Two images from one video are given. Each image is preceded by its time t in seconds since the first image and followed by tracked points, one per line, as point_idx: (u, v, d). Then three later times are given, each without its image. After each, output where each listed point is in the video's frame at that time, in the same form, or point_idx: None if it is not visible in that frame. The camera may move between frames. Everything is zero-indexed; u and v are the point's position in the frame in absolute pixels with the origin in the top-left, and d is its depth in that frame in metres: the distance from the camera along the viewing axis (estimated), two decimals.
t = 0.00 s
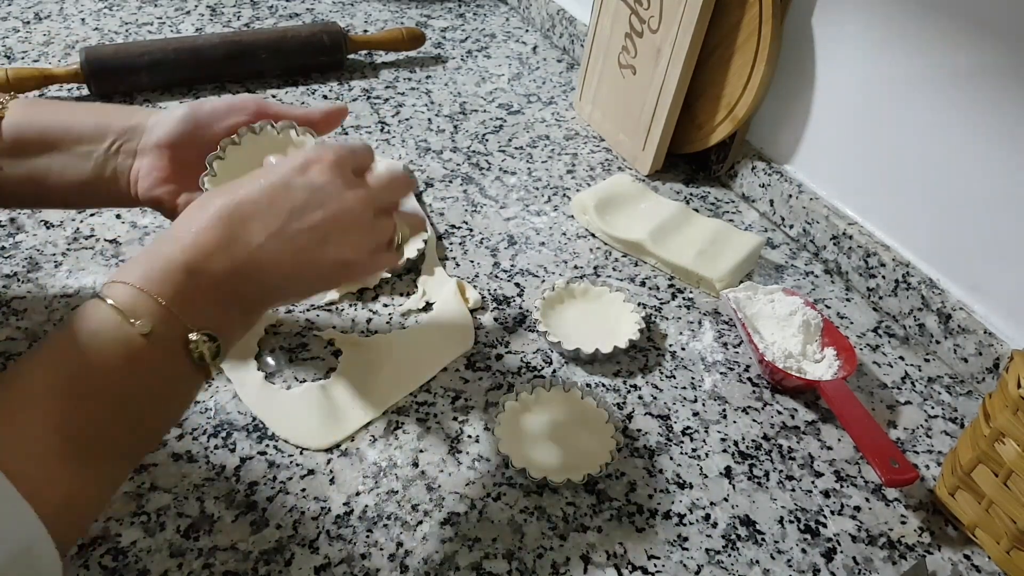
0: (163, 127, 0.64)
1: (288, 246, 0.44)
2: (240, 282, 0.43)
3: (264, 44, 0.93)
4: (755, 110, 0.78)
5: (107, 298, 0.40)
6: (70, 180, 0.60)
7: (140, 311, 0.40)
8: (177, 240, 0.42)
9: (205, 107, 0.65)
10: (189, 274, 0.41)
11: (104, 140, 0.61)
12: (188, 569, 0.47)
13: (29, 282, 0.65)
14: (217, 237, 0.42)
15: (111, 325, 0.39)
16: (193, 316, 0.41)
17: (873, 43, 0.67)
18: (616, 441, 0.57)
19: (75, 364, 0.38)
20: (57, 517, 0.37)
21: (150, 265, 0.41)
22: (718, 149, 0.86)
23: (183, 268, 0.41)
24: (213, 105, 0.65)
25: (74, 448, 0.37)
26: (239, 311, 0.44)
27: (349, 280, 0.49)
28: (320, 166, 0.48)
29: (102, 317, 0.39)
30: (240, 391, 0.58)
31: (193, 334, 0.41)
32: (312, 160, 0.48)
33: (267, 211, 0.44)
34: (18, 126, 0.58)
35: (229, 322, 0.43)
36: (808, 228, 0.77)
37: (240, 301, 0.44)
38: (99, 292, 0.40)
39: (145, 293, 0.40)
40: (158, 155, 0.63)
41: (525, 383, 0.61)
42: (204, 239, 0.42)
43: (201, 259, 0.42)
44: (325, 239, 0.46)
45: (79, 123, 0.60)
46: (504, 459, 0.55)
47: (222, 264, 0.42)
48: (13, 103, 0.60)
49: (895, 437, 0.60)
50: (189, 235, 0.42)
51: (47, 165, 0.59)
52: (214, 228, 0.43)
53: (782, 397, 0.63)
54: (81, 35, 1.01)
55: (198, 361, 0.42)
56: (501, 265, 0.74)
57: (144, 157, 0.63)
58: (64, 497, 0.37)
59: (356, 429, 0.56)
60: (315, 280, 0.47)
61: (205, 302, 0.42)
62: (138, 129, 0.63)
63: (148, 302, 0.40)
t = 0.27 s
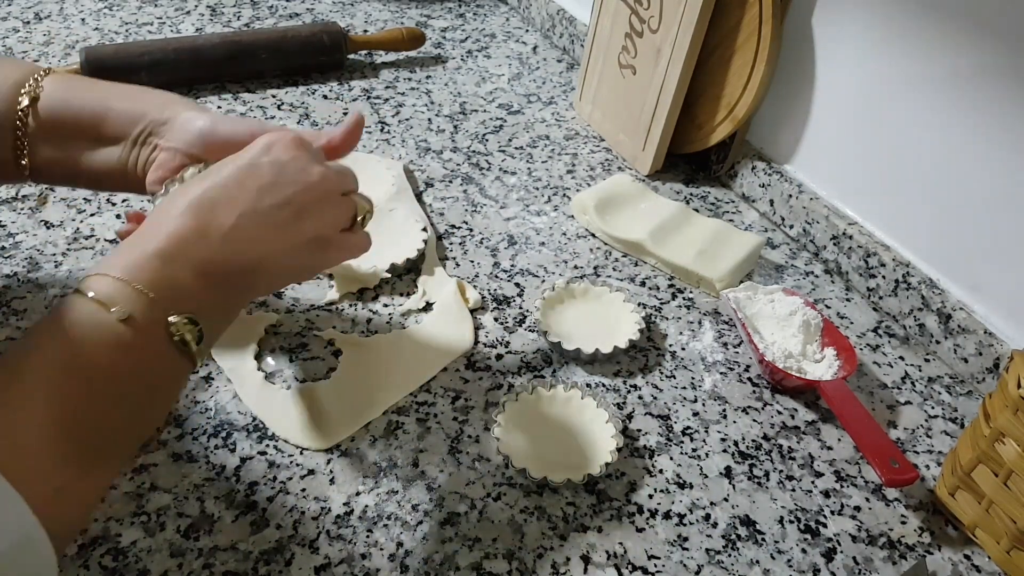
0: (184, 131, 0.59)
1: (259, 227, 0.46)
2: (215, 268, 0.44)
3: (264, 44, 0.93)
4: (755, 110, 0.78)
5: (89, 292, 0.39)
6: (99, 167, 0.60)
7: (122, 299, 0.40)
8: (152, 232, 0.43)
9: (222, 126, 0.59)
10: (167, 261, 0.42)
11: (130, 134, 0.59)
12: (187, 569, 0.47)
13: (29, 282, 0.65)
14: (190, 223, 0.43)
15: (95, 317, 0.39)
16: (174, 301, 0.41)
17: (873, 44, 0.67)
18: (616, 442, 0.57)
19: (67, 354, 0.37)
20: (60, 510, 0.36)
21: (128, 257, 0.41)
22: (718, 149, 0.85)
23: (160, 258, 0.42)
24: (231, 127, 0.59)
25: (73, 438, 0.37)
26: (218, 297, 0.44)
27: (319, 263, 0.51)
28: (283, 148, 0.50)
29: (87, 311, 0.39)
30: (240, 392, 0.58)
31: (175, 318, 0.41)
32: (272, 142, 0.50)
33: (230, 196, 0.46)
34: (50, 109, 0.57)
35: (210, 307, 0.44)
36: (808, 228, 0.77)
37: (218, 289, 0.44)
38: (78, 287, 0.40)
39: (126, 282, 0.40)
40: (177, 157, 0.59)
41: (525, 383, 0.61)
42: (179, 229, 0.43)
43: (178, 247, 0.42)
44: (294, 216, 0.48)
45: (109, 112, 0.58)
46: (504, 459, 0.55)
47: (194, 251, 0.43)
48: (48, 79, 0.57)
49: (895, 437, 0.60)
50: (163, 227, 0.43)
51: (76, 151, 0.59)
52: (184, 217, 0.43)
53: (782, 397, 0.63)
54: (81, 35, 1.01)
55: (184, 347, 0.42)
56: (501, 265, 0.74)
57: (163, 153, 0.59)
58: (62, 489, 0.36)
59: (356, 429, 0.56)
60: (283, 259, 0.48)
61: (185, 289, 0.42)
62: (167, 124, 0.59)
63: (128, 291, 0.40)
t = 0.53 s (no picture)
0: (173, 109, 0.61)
1: (278, 219, 0.46)
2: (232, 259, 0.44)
3: (263, 44, 0.93)
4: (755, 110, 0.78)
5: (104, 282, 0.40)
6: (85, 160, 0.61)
7: (140, 290, 0.40)
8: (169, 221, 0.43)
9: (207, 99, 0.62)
10: (186, 251, 0.42)
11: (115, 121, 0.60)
12: (188, 569, 0.47)
13: (29, 283, 0.65)
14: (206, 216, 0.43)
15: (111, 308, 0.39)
16: (192, 294, 0.42)
17: (873, 44, 0.67)
18: (616, 442, 0.57)
19: (74, 353, 0.37)
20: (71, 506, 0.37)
21: (146, 245, 0.42)
22: (718, 149, 0.85)
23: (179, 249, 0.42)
24: (217, 96, 0.62)
25: (84, 434, 0.37)
26: (238, 290, 0.45)
27: (337, 253, 0.51)
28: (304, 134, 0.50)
29: (102, 300, 0.39)
30: (240, 392, 0.58)
31: (196, 310, 0.42)
32: (297, 128, 0.50)
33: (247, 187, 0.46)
34: (33, 106, 0.57)
35: (230, 300, 0.44)
36: (808, 229, 0.77)
37: (237, 281, 0.45)
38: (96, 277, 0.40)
39: (144, 272, 0.40)
40: (163, 139, 0.61)
41: (525, 383, 0.61)
42: (198, 219, 0.43)
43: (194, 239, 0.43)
44: (313, 207, 0.48)
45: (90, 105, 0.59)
46: (504, 459, 0.56)
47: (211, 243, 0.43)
48: (28, 79, 0.59)
49: (895, 437, 0.60)
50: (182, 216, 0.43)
51: (61, 147, 0.59)
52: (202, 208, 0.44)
53: (782, 397, 0.63)
54: (81, 35, 1.01)
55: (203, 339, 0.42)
56: (501, 265, 0.74)
57: (150, 138, 0.61)
58: (73, 484, 0.37)
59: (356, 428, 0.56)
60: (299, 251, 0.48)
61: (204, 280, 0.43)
62: (149, 110, 0.61)
63: (148, 283, 0.40)
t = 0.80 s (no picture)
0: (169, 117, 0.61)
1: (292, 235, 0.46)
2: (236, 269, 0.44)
3: (263, 44, 0.93)
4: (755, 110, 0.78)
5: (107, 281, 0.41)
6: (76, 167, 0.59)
7: (143, 294, 0.40)
8: (174, 228, 0.43)
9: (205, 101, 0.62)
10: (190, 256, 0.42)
11: (114, 126, 0.60)
12: (187, 568, 0.47)
13: (29, 283, 0.65)
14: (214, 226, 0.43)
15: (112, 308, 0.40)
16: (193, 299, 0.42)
17: (873, 45, 0.67)
18: (616, 442, 0.57)
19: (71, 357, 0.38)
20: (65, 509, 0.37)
21: (150, 248, 0.42)
22: (718, 149, 0.86)
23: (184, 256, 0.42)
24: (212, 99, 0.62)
25: (80, 438, 0.37)
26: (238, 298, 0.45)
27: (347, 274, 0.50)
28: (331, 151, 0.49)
29: (104, 300, 0.40)
30: (240, 392, 0.58)
31: (196, 318, 0.42)
32: (322, 147, 0.49)
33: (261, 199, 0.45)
34: (27, 111, 0.57)
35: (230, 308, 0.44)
36: (808, 229, 0.77)
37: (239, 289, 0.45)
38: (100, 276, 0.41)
39: (147, 276, 0.41)
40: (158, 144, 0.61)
41: (525, 383, 0.61)
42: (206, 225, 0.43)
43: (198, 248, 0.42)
44: (328, 224, 0.47)
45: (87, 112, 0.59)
46: (504, 459, 0.55)
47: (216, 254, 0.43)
48: (25, 88, 0.59)
49: (895, 437, 0.60)
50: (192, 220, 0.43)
51: (53, 152, 0.58)
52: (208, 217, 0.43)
53: (782, 397, 0.63)
54: (81, 35, 1.01)
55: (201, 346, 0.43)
56: (501, 265, 0.74)
57: (146, 143, 0.61)
58: (72, 487, 0.37)
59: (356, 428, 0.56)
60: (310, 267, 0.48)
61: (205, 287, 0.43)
62: (146, 119, 0.61)
63: (150, 287, 0.41)
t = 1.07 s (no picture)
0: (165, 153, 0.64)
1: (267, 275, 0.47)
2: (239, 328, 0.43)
3: (263, 44, 0.93)
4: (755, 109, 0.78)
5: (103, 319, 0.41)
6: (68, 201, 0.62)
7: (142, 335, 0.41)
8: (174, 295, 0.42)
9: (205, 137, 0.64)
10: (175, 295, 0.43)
11: (107, 164, 0.62)
12: (188, 569, 0.47)
13: (29, 283, 0.65)
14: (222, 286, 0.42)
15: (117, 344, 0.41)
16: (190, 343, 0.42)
17: (873, 44, 0.67)
18: (616, 441, 0.57)
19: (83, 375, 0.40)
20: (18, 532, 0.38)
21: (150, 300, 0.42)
22: (718, 149, 0.85)
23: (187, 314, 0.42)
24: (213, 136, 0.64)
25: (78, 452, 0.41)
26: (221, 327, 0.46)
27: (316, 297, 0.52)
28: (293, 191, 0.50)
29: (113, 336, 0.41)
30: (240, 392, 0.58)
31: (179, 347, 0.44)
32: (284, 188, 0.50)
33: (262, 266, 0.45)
34: (20, 147, 0.60)
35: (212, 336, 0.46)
36: (808, 228, 0.77)
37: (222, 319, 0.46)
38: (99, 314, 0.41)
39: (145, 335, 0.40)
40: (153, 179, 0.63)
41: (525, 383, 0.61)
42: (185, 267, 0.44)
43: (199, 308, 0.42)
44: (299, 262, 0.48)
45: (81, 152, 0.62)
46: (504, 459, 0.55)
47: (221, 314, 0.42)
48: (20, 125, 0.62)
49: (895, 437, 0.60)
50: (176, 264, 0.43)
51: (43, 187, 0.60)
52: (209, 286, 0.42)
53: (782, 397, 0.63)
54: (81, 35, 1.01)
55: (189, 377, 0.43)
56: (501, 265, 0.74)
57: (141, 181, 0.63)
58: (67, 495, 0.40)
59: (357, 429, 0.56)
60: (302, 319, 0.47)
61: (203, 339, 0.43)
62: (138, 157, 0.64)
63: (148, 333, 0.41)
